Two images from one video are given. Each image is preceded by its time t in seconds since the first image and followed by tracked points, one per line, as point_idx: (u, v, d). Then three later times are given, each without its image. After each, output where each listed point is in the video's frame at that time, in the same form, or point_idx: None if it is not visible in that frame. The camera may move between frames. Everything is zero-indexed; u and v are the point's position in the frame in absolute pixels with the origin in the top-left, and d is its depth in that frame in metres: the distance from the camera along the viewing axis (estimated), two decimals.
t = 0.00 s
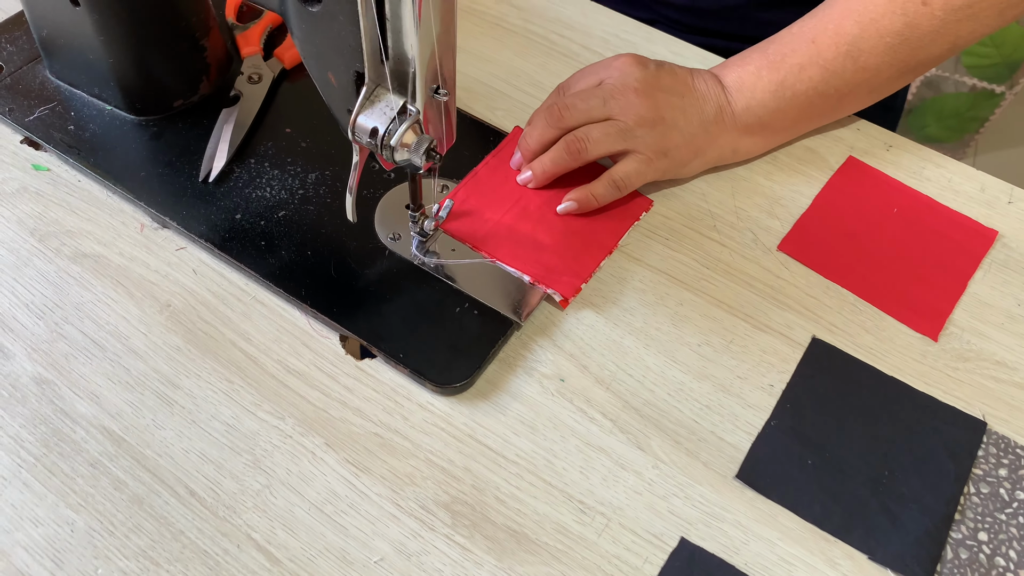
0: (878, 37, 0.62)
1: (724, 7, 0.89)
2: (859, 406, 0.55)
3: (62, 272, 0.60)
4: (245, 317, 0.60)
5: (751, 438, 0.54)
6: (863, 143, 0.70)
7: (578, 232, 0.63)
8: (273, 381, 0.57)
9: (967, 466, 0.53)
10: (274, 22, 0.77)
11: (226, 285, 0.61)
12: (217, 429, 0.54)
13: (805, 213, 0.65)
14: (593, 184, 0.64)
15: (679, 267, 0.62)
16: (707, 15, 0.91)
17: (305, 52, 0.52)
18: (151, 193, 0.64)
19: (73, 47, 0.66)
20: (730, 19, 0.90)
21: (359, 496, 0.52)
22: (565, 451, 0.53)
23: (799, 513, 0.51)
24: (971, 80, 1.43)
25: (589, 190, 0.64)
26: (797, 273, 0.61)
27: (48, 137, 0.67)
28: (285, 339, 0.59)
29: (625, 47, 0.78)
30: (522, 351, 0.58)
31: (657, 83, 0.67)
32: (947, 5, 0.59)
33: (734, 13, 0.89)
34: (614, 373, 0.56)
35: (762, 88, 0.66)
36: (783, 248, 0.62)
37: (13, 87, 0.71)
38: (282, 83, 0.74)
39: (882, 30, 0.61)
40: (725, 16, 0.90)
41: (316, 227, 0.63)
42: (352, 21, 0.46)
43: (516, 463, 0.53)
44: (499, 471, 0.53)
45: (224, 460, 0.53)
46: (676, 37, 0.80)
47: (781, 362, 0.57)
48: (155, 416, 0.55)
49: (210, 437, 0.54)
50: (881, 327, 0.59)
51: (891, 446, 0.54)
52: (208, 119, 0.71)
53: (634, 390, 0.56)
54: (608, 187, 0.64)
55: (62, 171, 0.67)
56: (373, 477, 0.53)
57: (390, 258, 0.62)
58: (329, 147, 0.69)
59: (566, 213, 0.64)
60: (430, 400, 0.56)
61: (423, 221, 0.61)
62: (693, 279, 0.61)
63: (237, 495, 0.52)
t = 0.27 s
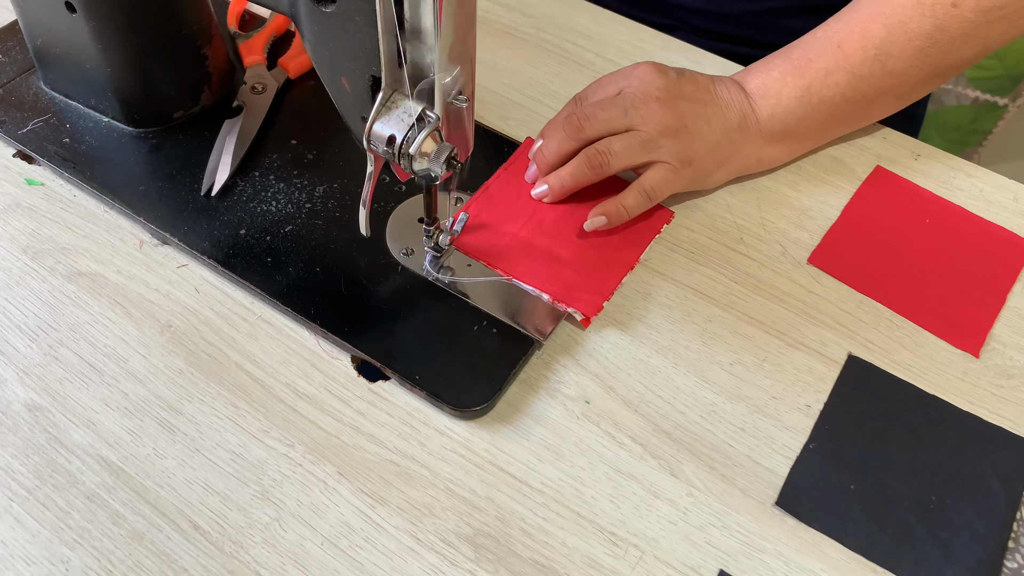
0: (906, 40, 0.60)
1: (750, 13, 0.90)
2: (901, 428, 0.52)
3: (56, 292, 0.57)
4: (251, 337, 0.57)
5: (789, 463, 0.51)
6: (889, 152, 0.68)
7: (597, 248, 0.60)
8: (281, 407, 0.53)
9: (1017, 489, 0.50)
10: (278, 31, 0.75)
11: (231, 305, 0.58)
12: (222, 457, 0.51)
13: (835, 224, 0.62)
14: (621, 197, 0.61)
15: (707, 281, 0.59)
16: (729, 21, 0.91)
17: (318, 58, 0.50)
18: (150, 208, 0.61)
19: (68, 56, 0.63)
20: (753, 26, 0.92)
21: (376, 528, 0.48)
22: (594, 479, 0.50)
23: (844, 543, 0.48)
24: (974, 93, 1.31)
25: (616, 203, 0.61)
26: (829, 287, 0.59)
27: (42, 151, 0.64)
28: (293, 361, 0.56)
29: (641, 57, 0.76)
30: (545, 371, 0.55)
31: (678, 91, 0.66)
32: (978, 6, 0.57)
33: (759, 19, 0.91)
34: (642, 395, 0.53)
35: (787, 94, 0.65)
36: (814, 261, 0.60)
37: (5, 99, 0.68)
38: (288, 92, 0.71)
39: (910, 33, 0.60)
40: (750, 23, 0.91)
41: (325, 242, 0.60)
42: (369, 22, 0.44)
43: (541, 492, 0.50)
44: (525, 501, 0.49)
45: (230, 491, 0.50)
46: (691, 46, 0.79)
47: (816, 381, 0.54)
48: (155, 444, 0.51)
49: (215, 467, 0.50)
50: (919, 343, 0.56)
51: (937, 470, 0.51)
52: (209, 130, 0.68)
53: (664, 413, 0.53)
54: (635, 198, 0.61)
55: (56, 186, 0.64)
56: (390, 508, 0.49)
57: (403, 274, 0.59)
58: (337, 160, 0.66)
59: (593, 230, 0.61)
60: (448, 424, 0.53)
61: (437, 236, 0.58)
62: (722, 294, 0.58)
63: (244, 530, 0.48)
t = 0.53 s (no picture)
0: (926, 53, 0.60)
1: (765, 24, 0.89)
2: (927, 455, 0.50)
3: (47, 316, 0.55)
4: (249, 362, 0.54)
5: (813, 493, 0.49)
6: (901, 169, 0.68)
7: (606, 272, 0.58)
8: (280, 437, 0.50)
9: None
10: (278, 44, 0.74)
11: (228, 328, 0.56)
12: (219, 490, 0.47)
13: (852, 242, 0.62)
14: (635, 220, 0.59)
15: (722, 302, 0.58)
16: (744, 32, 0.91)
17: (319, 73, 0.48)
18: (145, 227, 0.59)
19: (61, 71, 0.61)
20: (768, 37, 0.91)
21: (380, 566, 0.45)
22: (609, 511, 0.47)
23: None
24: (978, 103, 1.25)
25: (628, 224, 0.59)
26: (849, 308, 0.57)
27: (34, 169, 0.62)
28: (293, 388, 0.53)
29: (649, 70, 0.75)
30: (556, 398, 0.53)
31: (691, 108, 0.65)
32: (1000, 19, 0.57)
33: (774, 30, 0.90)
34: (657, 423, 0.51)
35: (804, 109, 0.64)
36: (832, 280, 0.59)
37: None
38: (288, 107, 0.70)
39: (930, 46, 0.60)
40: (765, 35, 0.90)
41: (327, 263, 0.58)
42: (374, 36, 0.42)
43: (554, 526, 0.47)
44: (537, 536, 0.47)
45: (228, 527, 0.46)
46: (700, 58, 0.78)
47: (838, 406, 0.52)
48: (148, 476, 0.48)
49: (212, 500, 0.47)
50: (942, 366, 0.55)
51: (967, 500, 0.49)
52: (207, 147, 0.66)
53: (681, 441, 0.50)
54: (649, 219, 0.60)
55: (48, 205, 0.61)
56: (395, 543, 0.46)
57: (407, 296, 0.57)
58: (338, 177, 0.64)
59: (603, 252, 0.59)
60: (455, 455, 0.50)
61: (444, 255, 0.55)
62: (737, 316, 0.57)
63: (242, 568, 0.45)
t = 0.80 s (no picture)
0: (939, 57, 0.60)
1: (773, 23, 0.88)
2: (942, 466, 0.49)
3: (37, 322, 0.53)
4: (246, 370, 0.53)
5: (826, 507, 0.47)
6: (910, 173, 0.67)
7: (616, 274, 0.57)
8: (277, 447, 0.49)
9: None
10: (277, 44, 0.72)
11: (225, 334, 0.54)
12: (214, 503, 0.46)
13: (862, 248, 0.61)
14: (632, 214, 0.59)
15: (731, 309, 0.57)
16: (750, 31, 0.90)
17: (319, 72, 0.46)
18: (139, 231, 0.58)
19: (54, 70, 0.60)
20: (775, 37, 0.90)
21: None
22: (616, 525, 0.46)
23: None
24: (980, 108, 1.24)
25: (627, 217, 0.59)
26: (861, 315, 0.56)
27: (25, 170, 0.60)
28: (291, 396, 0.51)
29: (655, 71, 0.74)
30: (561, 408, 0.51)
31: (702, 106, 0.64)
32: (1013, 24, 0.57)
33: (781, 30, 0.89)
34: (666, 433, 0.50)
35: (815, 110, 0.63)
36: (843, 287, 0.58)
37: None
38: (287, 108, 0.68)
39: (944, 49, 0.59)
40: (773, 34, 0.90)
41: (326, 268, 0.57)
42: (377, 33, 0.41)
43: (560, 540, 0.45)
44: (542, 551, 0.45)
45: (223, 541, 0.44)
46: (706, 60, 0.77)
47: (850, 416, 0.51)
48: (141, 488, 0.46)
49: (206, 513, 0.45)
50: (957, 375, 0.53)
51: (984, 512, 0.47)
52: (203, 149, 0.65)
53: (690, 452, 0.49)
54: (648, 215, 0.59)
55: (39, 208, 0.60)
56: (395, 558, 0.44)
57: (408, 302, 0.55)
58: (338, 180, 0.62)
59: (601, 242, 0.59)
60: (458, 466, 0.49)
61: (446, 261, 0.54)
62: (746, 323, 0.56)
63: None
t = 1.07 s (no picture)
0: (944, 50, 0.59)
1: (773, 19, 0.88)
2: (946, 463, 0.49)
3: (35, 311, 0.53)
4: (244, 361, 0.52)
5: (829, 502, 0.47)
6: (915, 169, 0.66)
7: (619, 268, 0.57)
8: (276, 439, 0.48)
9: None
10: (278, 34, 0.72)
11: (224, 326, 0.54)
12: (211, 494, 0.46)
13: (866, 244, 0.60)
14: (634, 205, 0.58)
15: (734, 304, 0.56)
16: (752, 27, 0.89)
17: (320, 59, 0.46)
18: (138, 221, 0.57)
19: (53, 58, 0.59)
20: (777, 32, 0.89)
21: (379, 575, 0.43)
22: (618, 520, 0.46)
23: None
24: (983, 107, 1.23)
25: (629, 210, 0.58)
26: (864, 311, 0.56)
27: (23, 159, 0.60)
28: (289, 388, 0.51)
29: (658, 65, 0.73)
30: (562, 401, 0.51)
31: (702, 100, 0.63)
32: (1020, 16, 0.57)
33: (783, 25, 0.88)
34: (668, 428, 0.49)
35: (819, 101, 0.63)
36: (847, 282, 0.57)
37: None
38: (288, 99, 0.68)
39: (949, 42, 0.59)
40: (773, 29, 0.89)
41: (326, 259, 0.56)
42: (379, 19, 0.40)
43: (560, 535, 0.45)
44: (542, 545, 0.45)
45: (220, 533, 0.44)
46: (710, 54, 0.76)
47: (853, 412, 0.51)
48: (138, 479, 0.46)
49: (204, 505, 0.45)
50: (961, 372, 0.53)
51: (989, 509, 0.47)
52: (203, 139, 0.64)
53: (692, 446, 0.49)
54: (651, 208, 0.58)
55: (37, 197, 0.59)
56: (394, 551, 0.44)
57: (409, 294, 0.55)
58: (339, 171, 0.62)
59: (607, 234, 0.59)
60: (458, 459, 0.48)
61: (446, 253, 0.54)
62: (749, 318, 0.55)
63: None
